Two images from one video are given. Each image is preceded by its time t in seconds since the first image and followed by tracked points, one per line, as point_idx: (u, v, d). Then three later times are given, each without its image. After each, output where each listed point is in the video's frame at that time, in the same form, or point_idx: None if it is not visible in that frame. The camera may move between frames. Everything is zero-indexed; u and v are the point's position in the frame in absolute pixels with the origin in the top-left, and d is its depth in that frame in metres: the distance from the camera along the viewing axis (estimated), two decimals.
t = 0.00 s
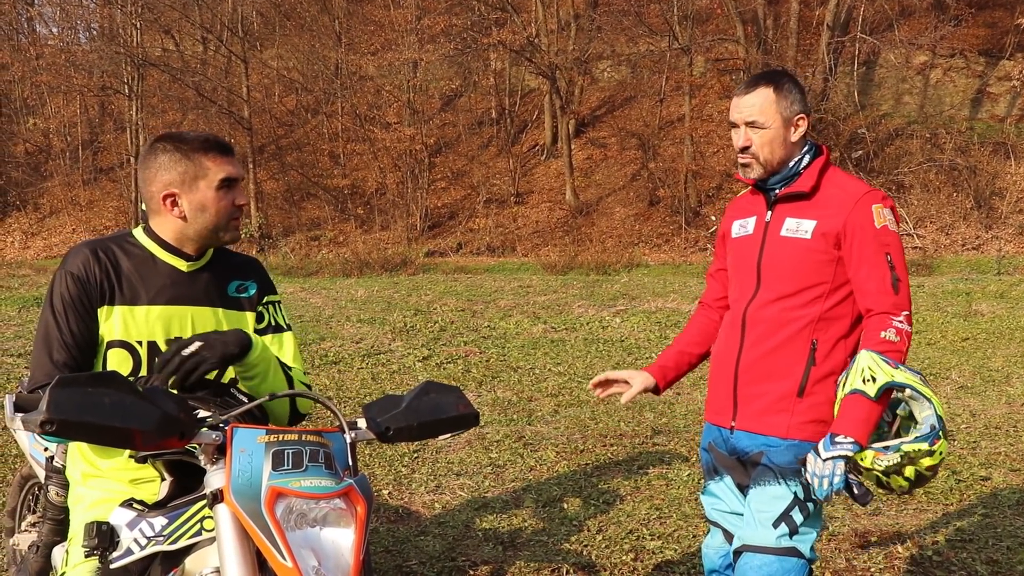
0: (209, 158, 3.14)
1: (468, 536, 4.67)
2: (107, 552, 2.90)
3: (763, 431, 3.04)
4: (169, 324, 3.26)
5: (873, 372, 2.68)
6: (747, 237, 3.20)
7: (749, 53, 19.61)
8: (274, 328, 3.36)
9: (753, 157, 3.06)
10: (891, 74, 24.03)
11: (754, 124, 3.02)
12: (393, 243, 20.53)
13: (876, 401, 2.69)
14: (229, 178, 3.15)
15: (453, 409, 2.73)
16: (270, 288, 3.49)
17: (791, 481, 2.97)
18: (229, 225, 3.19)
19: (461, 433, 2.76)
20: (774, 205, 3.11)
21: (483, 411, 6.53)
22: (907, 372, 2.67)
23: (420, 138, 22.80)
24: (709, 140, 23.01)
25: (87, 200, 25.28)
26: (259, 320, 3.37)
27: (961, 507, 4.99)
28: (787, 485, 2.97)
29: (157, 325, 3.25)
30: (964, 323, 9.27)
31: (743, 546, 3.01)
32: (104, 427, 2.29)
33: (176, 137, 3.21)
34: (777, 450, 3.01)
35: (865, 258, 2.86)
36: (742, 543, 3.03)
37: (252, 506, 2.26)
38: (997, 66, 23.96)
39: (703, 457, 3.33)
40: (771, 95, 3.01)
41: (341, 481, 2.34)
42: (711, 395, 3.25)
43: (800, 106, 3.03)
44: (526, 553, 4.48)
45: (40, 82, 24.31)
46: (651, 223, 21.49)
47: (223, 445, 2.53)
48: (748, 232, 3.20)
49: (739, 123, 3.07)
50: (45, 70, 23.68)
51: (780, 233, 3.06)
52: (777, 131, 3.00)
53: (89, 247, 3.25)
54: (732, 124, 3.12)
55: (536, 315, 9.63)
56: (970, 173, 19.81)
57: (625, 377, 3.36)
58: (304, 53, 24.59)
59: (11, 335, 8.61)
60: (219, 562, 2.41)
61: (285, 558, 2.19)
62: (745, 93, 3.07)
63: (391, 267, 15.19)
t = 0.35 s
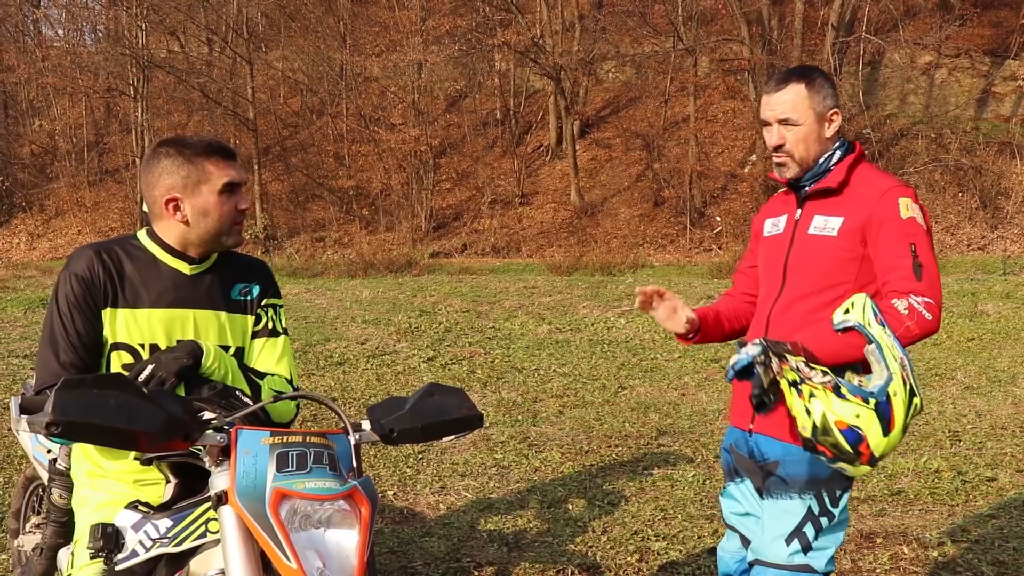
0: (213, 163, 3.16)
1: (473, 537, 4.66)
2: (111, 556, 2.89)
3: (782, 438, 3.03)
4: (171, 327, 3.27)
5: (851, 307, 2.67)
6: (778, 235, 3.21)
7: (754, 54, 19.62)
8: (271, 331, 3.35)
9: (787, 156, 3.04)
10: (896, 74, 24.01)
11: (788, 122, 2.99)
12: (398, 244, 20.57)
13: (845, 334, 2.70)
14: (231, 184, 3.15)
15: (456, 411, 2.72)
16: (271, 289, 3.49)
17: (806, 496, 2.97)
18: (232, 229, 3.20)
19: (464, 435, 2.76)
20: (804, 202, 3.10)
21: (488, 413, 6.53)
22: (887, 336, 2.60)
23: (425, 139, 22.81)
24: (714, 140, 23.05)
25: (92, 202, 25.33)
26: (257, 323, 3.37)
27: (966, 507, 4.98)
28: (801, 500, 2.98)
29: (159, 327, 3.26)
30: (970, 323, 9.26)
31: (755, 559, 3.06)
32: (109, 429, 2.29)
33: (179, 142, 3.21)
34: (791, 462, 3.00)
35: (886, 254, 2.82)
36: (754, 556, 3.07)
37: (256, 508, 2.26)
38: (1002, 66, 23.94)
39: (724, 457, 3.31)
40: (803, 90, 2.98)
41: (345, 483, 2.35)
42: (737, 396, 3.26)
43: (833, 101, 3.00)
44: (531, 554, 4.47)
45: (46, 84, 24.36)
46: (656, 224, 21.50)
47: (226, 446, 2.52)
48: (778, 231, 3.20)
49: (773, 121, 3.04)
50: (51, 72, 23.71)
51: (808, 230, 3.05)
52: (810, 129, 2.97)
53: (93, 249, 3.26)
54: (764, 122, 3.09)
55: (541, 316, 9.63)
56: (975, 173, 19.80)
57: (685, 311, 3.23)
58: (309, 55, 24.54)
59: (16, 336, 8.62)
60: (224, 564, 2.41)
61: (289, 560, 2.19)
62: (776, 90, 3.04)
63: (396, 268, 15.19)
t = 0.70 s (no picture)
0: (228, 169, 3.13)
1: (475, 539, 4.66)
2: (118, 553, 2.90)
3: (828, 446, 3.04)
4: (184, 328, 3.27)
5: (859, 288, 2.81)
6: (816, 233, 3.22)
7: (757, 57, 19.64)
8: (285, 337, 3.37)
9: (832, 151, 3.04)
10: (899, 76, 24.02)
11: (834, 114, 3.00)
12: (401, 246, 20.56)
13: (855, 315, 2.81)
14: (246, 191, 3.13)
15: (460, 413, 2.72)
16: (287, 295, 3.48)
17: (863, 504, 2.96)
18: (247, 235, 3.17)
19: (470, 437, 2.75)
20: (845, 201, 3.10)
21: (490, 414, 6.52)
22: (891, 318, 2.67)
23: (428, 140, 22.81)
24: (717, 142, 23.10)
25: (94, 203, 25.36)
26: (271, 327, 3.38)
27: (968, 509, 4.98)
28: (860, 509, 2.97)
29: (172, 330, 3.26)
30: (973, 324, 9.27)
31: (816, 564, 3.06)
32: (117, 430, 2.29)
33: (199, 146, 3.21)
34: (844, 473, 2.99)
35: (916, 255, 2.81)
36: (814, 562, 3.07)
37: (262, 509, 2.27)
38: (1005, 68, 23.97)
39: (760, 466, 3.33)
40: (853, 83, 3.00)
41: (350, 485, 2.34)
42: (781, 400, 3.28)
43: (883, 97, 3.00)
44: (533, 556, 4.47)
45: (50, 86, 24.40)
46: (659, 225, 21.50)
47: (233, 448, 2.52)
48: (817, 229, 3.21)
49: (818, 112, 3.05)
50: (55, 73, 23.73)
51: (847, 230, 3.06)
52: (856, 123, 2.98)
53: (111, 246, 3.26)
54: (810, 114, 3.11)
55: (544, 317, 9.64)
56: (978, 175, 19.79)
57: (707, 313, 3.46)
58: (312, 57, 24.56)
59: (20, 338, 8.62)
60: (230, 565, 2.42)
61: (294, 561, 2.19)
62: (826, 81, 3.06)
63: (400, 269, 15.19)
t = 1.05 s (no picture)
0: (232, 181, 3.15)
1: (470, 543, 4.66)
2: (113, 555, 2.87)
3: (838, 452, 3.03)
4: (187, 339, 3.26)
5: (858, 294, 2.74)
6: (840, 235, 3.22)
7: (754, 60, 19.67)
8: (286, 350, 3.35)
9: (861, 152, 3.02)
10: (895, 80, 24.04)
11: (864, 116, 2.99)
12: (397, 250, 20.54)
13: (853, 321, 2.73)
14: (250, 202, 3.15)
15: (457, 419, 2.72)
16: (288, 307, 3.48)
17: (873, 512, 2.98)
18: (251, 246, 3.18)
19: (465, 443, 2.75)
20: (874, 210, 3.10)
21: (486, 418, 6.52)
22: (892, 333, 2.61)
23: (425, 144, 22.80)
24: (713, 146, 23.17)
25: (91, 207, 25.37)
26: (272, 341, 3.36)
27: (963, 512, 4.98)
28: (871, 516, 2.98)
29: (174, 341, 3.25)
30: (968, 328, 9.27)
31: (823, 567, 3.08)
32: (113, 434, 2.28)
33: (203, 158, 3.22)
34: (854, 479, 2.99)
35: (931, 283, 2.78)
36: (822, 565, 3.08)
37: (258, 513, 2.26)
38: (1000, 72, 24.03)
39: (761, 468, 3.32)
40: (885, 85, 2.98)
41: (345, 489, 2.33)
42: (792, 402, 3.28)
43: (917, 101, 2.96)
44: (529, 560, 4.47)
45: (46, 90, 24.40)
46: (656, 229, 21.51)
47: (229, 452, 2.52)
48: (841, 230, 3.21)
49: (851, 112, 3.04)
50: (51, 78, 23.69)
51: (872, 241, 3.06)
52: (885, 126, 2.95)
53: (115, 257, 3.27)
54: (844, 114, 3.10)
55: (540, 321, 9.63)
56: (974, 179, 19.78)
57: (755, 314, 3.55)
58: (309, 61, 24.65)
59: (15, 342, 8.60)
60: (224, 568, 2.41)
61: (290, 565, 2.18)
62: (862, 82, 3.04)
63: (396, 273, 15.17)
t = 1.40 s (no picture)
0: (212, 182, 3.15)
1: (458, 545, 4.66)
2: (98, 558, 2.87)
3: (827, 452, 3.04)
4: (167, 336, 3.26)
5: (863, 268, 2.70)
6: (824, 235, 3.22)
7: (741, 63, 19.71)
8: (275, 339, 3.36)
9: (838, 148, 3.05)
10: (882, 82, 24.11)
11: (843, 112, 3.01)
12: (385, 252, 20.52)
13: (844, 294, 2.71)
14: (228, 204, 3.15)
15: (440, 421, 2.72)
16: (267, 301, 3.48)
17: (863, 512, 2.97)
18: (225, 249, 3.19)
19: (450, 444, 2.75)
20: (857, 206, 3.11)
21: (473, 420, 6.52)
22: (886, 312, 2.60)
23: (413, 146, 22.76)
24: (701, 147, 23.24)
25: (79, 208, 25.26)
26: (259, 334, 3.37)
27: (949, 512, 5.00)
28: (860, 516, 2.97)
29: (154, 337, 3.25)
30: (954, 329, 9.31)
31: (813, 567, 3.06)
32: (91, 437, 2.28)
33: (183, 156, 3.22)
34: (843, 479, 3.00)
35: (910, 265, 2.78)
36: (811, 564, 3.07)
37: (242, 517, 2.26)
38: (986, 74, 24.16)
39: (757, 472, 3.33)
40: (864, 82, 3.00)
41: (329, 492, 2.33)
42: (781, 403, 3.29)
43: (895, 97, 2.98)
44: (516, 561, 4.48)
45: (32, 91, 24.29)
46: (644, 231, 21.54)
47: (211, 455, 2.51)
48: (826, 230, 3.21)
49: (830, 109, 3.07)
50: (37, 79, 23.54)
51: (856, 236, 3.06)
52: (863, 121, 2.97)
53: (95, 250, 3.25)
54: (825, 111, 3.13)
55: (528, 323, 9.64)
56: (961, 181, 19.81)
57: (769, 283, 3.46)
58: (297, 62, 24.65)
59: None
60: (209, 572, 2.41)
61: (273, 569, 2.17)
62: (840, 79, 3.07)
63: (384, 275, 15.16)
